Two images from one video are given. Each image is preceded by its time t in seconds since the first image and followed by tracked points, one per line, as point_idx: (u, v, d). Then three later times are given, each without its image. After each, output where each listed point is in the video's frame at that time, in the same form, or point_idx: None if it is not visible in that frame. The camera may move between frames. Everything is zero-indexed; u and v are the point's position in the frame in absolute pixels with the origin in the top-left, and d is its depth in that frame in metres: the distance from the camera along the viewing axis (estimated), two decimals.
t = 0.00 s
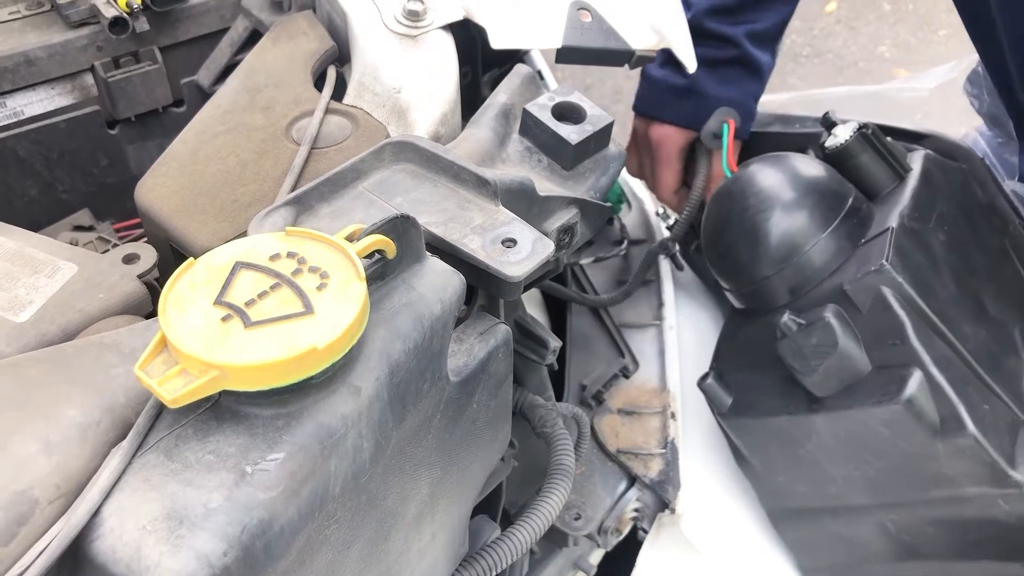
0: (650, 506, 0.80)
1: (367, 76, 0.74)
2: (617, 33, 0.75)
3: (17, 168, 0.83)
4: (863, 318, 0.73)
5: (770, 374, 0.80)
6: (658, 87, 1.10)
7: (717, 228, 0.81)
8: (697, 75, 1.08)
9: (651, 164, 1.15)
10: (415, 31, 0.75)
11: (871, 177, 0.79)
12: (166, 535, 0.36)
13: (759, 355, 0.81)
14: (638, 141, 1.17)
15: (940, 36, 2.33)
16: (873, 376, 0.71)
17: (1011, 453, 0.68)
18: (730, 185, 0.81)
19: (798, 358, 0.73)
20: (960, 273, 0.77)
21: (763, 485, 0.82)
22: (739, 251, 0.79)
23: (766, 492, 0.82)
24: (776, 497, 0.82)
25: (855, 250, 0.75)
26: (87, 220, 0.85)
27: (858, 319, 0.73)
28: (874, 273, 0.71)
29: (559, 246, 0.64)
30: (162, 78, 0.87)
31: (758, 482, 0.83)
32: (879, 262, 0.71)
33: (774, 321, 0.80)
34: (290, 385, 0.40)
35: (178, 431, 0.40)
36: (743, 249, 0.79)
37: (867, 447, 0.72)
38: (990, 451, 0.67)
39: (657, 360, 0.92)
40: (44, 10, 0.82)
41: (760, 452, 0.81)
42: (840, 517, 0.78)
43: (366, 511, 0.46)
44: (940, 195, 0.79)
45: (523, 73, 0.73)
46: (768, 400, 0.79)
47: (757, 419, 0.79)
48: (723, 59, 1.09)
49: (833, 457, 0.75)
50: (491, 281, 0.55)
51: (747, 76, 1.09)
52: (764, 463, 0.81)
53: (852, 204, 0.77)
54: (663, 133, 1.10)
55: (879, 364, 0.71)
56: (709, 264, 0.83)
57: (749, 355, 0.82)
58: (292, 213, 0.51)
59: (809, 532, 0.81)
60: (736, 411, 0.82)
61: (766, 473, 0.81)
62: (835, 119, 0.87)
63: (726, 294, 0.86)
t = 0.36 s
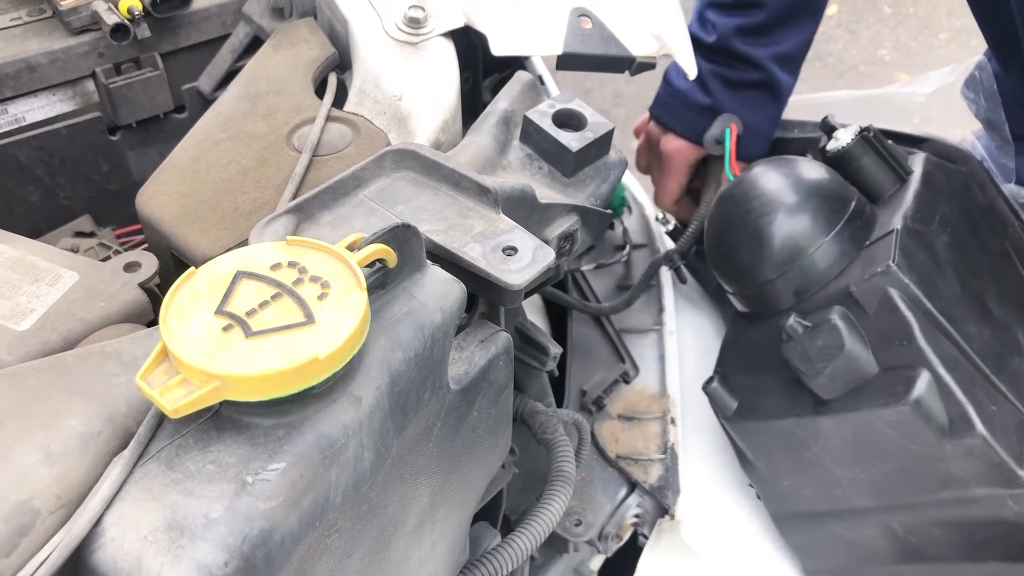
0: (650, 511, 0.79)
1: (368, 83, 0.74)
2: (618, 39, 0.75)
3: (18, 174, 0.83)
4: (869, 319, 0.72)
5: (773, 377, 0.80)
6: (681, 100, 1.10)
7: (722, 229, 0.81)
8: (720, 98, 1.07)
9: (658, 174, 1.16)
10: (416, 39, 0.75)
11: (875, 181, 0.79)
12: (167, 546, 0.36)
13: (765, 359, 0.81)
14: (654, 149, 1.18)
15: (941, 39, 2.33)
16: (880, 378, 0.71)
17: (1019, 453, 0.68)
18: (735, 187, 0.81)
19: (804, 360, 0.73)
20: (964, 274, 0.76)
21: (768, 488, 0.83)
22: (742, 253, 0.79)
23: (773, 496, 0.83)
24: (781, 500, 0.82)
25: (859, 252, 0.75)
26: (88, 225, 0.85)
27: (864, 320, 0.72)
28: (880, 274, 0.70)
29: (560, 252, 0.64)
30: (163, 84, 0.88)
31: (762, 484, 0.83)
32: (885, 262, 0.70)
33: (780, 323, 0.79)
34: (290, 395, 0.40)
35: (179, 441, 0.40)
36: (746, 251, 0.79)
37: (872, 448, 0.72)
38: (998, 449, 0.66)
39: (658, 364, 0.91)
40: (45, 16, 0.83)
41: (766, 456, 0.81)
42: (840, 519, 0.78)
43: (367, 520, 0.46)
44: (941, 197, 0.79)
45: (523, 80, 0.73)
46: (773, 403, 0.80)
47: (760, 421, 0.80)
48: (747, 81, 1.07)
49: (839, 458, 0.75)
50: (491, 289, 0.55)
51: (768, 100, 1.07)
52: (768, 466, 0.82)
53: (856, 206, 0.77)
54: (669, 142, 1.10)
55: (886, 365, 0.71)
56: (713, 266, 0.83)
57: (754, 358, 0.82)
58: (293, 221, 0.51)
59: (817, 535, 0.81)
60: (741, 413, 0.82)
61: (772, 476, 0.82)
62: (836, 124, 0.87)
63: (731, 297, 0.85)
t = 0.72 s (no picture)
0: (653, 516, 0.80)
1: (374, 92, 0.75)
2: (620, 49, 0.75)
3: (26, 182, 0.84)
4: (858, 324, 0.73)
5: (767, 381, 0.80)
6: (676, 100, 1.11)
7: (714, 235, 0.82)
8: (713, 94, 1.09)
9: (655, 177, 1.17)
10: (422, 48, 0.76)
11: (867, 187, 0.80)
12: (179, 553, 0.37)
13: (757, 363, 0.81)
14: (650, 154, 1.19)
15: (942, 44, 2.33)
16: (869, 382, 0.71)
17: (1009, 456, 0.68)
18: (727, 193, 0.82)
19: (794, 364, 0.73)
20: (954, 278, 0.77)
21: (762, 491, 0.82)
22: (735, 258, 0.80)
23: (766, 499, 0.82)
24: (776, 504, 0.81)
25: (849, 257, 0.75)
26: (95, 232, 0.86)
27: (853, 325, 0.73)
28: (868, 279, 0.71)
29: (565, 261, 0.64)
30: (170, 92, 0.88)
31: (757, 488, 0.82)
32: (872, 267, 0.72)
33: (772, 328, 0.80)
34: (300, 404, 0.40)
35: (190, 449, 0.40)
36: (738, 258, 0.79)
37: (864, 451, 0.72)
38: (987, 453, 0.66)
39: (660, 370, 0.92)
40: (54, 25, 0.84)
41: (759, 459, 0.81)
42: (835, 522, 0.78)
43: (374, 527, 0.46)
44: (934, 202, 0.79)
45: (528, 89, 0.74)
46: (767, 406, 0.80)
47: (754, 425, 0.80)
48: (743, 80, 1.09)
49: (833, 461, 0.75)
50: (497, 298, 0.55)
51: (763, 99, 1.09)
52: (762, 470, 0.81)
53: (846, 211, 0.78)
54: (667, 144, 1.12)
55: (874, 369, 0.71)
56: (706, 271, 0.84)
57: (747, 363, 0.83)
58: (301, 230, 0.52)
59: (807, 538, 0.81)
60: (735, 418, 0.82)
61: (766, 480, 0.81)
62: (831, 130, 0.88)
63: (724, 302, 0.86)
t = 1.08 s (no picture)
0: (653, 519, 0.80)
1: (376, 98, 0.76)
2: (620, 53, 0.76)
3: (31, 186, 0.85)
4: (867, 320, 0.73)
5: (773, 377, 0.80)
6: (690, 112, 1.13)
7: (721, 232, 0.82)
8: (726, 110, 1.10)
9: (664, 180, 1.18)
10: (423, 55, 0.77)
11: (873, 189, 0.80)
12: (184, 553, 0.38)
13: (764, 361, 0.81)
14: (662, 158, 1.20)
15: (941, 49, 2.34)
16: (878, 378, 0.72)
17: (1015, 453, 0.68)
18: (735, 191, 0.82)
19: (803, 360, 0.74)
20: (960, 277, 0.78)
21: (769, 490, 0.83)
22: (741, 256, 0.80)
23: (772, 499, 0.83)
24: (781, 502, 0.82)
25: (858, 256, 0.76)
26: (99, 236, 0.87)
27: (863, 322, 0.74)
28: (879, 275, 0.72)
29: (564, 265, 0.65)
30: (174, 97, 0.89)
31: (762, 485, 0.83)
32: (882, 264, 0.72)
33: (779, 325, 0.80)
34: (303, 407, 0.41)
35: (194, 450, 0.41)
36: (744, 256, 0.80)
37: (870, 447, 0.73)
38: (993, 447, 0.67)
39: (659, 374, 0.92)
40: (58, 31, 0.84)
41: (766, 458, 0.82)
42: (837, 519, 0.78)
43: (375, 527, 0.47)
44: (940, 204, 0.80)
45: (529, 94, 0.74)
46: (773, 403, 0.80)
47: (762, 424, 0.81)
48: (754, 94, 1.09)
49: (838, 460, 0.75)
50: (497, 301, 0.56)
51: (769, 111, 1.10)
52: (768, 468, 0.82)
53: (854, 210, 0.78)
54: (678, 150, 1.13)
55: (882, 365, 0.72)
56: (713, 269, 0.84)
57: (754, 361, 0.82)
58: (304, 234, 0.53)
59: (814, 537, 0.81)
60: (742, 415, 0.83)
61: (771, 476, 0.82)
62: (835, 133, 0.88)
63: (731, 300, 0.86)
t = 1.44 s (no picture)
0: (650, 524, 0.80)
1: (374, 105, 0.76)
2: (618, 60, 0.76)
3: (32, 192, 0.85)
4: (857, 290, 0.73)
5: (763, 356, 0.82)
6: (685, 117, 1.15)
7: (720, 209, 0.84)
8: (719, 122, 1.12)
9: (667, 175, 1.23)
10: (421, 62, 0.77)
11: (868, 172, 0.80)
12: (181, 558, 0.38)
13: (756, 336, 0.82)
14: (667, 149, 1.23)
15: (941, 54, 2.34)
16: (866, 347, 0.72)
17: (999, 421, 0.67)
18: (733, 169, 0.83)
19: (793, 330, 0.75)
20: (952, 258, 0.77)
21: (761, 468, 0.84)
22: (738, 232, 0.81)
23: (764, 474, 0.83)
24: (774, 478, 0.82)
25: (851, 232, 0.76)
26: (99, 242, 0.87)
27: (852, 292, 0.73)
28: (868, 244, 0.72)
29: (562, 271, 0.65)
30: (174, 103, 0.89)
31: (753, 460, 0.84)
32: (872, 233, 0.72)
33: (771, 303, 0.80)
34: (300, 413, 0.41)
35: (192, 456, 0.41)
36: (740, 232, 0.81)
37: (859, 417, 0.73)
38: (979, 416, 0.66)
39: (658, 378, 0.92)
40: (59, 38, 0.85)
41: (757, 434, 0.83)
42: (825, 494, 0.78)
43: (372, 533, 0.47)
44: (937, 191, 0.79)
45: (526, 101, 0.75)
46: (766, 373, 0.81)
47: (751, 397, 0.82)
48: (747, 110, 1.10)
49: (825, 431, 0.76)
50: (493, 308, 0.56)
51: (764, 130, 1.10)
52: (761, 446, 0.83)
53: (850, 188, 0.77)
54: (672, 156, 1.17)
55: (871, 334, 0.72)
56: (713, 246, 0.85)
57: (748, 339, 0.83)
58: (302, 241, 0.53)
59: (806, 518, 0.81)
60: (733, 388, 0.85)
61: (762, 455, 0.83)
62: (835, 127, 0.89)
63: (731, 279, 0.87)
